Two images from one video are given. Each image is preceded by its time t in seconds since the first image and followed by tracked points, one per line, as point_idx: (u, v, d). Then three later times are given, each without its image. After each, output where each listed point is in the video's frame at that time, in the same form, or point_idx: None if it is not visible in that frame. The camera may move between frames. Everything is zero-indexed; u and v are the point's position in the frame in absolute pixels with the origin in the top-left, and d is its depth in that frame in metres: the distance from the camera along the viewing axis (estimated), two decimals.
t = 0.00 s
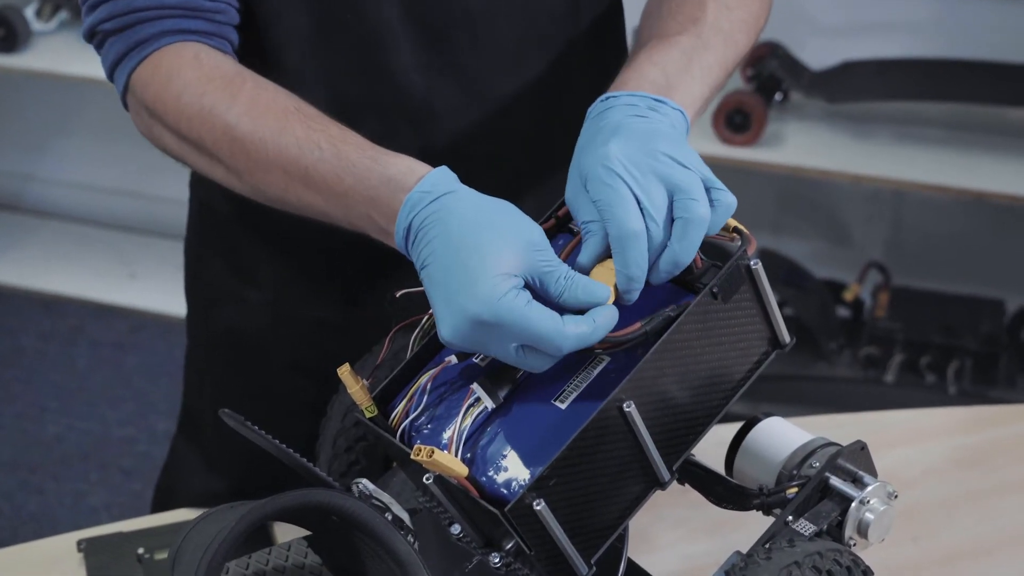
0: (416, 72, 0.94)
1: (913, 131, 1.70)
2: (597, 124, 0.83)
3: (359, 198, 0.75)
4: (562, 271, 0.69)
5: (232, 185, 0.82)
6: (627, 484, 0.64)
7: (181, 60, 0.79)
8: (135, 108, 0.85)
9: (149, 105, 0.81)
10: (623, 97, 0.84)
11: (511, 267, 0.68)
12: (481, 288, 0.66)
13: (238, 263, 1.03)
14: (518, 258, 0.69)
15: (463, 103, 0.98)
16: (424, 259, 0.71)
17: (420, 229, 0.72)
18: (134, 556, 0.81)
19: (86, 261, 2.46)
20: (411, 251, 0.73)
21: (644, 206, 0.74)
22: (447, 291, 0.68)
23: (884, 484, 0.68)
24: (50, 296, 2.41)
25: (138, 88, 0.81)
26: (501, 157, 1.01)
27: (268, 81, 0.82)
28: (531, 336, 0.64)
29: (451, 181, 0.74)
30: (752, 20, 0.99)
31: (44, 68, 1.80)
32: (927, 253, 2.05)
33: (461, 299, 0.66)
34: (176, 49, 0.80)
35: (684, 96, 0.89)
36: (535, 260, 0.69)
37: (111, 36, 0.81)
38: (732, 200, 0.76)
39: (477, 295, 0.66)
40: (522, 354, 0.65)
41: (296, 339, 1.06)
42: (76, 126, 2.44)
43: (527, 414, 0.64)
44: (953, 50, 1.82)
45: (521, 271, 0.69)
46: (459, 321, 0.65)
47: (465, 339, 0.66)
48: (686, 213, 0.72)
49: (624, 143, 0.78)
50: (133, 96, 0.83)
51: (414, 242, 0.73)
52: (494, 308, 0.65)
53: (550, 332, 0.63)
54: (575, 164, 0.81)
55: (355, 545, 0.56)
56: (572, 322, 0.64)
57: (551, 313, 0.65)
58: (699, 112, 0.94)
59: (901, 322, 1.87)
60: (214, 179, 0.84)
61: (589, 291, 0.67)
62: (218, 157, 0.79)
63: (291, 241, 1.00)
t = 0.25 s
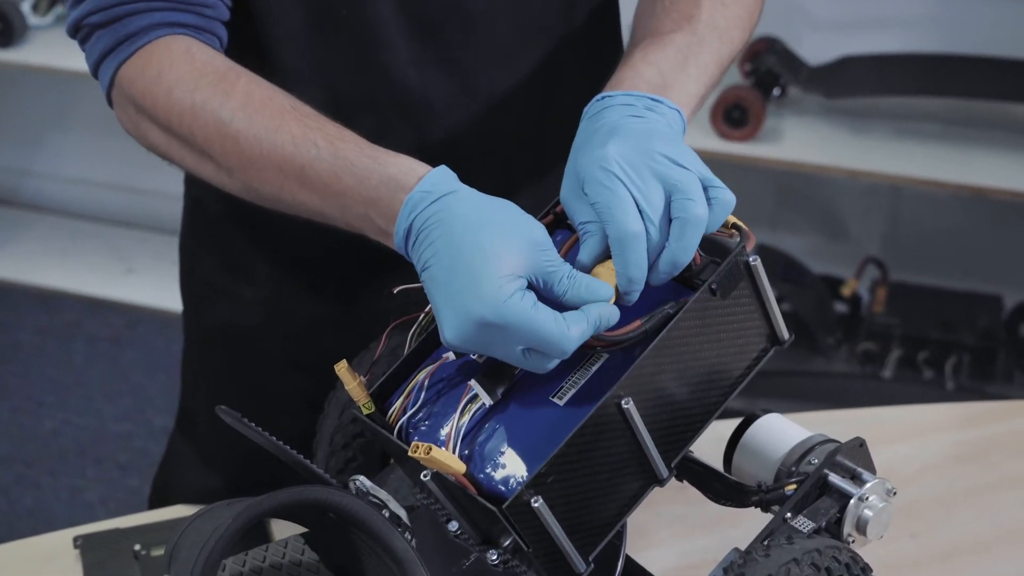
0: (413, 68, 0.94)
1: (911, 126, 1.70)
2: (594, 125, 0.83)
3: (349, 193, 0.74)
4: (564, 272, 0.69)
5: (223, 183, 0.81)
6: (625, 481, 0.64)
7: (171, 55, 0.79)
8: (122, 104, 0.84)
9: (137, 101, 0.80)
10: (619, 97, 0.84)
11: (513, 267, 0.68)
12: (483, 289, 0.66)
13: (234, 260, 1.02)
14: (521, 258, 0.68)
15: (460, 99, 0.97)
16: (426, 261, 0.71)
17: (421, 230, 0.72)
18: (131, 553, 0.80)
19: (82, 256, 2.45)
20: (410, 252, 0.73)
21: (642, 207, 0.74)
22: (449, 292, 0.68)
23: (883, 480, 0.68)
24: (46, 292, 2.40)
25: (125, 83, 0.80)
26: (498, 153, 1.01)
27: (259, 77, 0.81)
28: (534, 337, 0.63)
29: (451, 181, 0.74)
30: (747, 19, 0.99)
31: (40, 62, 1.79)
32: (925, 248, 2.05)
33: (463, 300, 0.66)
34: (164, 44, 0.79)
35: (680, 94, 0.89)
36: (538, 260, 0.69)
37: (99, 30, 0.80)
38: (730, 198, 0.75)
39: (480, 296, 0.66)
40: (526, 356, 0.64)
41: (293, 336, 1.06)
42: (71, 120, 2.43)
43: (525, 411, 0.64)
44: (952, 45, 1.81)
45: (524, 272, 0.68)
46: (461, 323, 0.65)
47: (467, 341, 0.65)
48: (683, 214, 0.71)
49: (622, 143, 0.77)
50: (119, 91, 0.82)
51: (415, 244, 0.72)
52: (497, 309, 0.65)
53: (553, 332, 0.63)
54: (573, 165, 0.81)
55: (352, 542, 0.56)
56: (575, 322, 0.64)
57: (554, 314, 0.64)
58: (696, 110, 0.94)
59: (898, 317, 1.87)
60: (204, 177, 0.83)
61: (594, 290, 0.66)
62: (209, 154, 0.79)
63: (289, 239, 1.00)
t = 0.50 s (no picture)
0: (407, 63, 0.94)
1: (909, 122, 1.70)
2: (598, 94, 0.83)
3: (336, 193, 0.74)
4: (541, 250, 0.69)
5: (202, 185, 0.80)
6: (623, 478, 0.64)
7: (147, 56, 0.77)
8: (101, 108, 0.82)
9: (113, 102, 0.79)
10: (624, 66, 0.84)
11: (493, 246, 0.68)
12: (466, 267, 0.66)
13: (224, 258, 1.02)
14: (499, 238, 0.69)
15: (455, 94, 0.97)
16: (402, 246, 0.71)
17: (395, 216, 0.71)
18: (127, 549, 0.81)
19: (78, 252, 2.44)
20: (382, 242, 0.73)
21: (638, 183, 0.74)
22: (430, 275, 0.68)
23: (881, 477, 0.68)
24: (42, 288, 2.40)
25: (101, 85, 0.79)
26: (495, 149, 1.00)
27: (236, 77, 0.80)
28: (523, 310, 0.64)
29: (420, 170, 0.74)
30: None
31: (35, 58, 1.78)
32: (923, 243, 2.05)
33: (447, 281, 0.66)
34: (139, 45, 0.78)
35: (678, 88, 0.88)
36: (514, 240, 0.69)
37: (76, 32, 0.79)
38: (734, 172, 0.76)
39: (463, 275, 0.66)
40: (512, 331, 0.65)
41: (287, 334, 1.05)
42: (67, 116, 2.42)
43: (523, 408, 0.64)
44: (951, 40, 1.81)
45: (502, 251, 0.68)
46: (448, 301, 0.65)
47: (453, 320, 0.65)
48: (680, 191, 0.71)
49: (624, 117, 0.77)
50: (97, 93, 0.80)
51: (388, 230, 0.72)
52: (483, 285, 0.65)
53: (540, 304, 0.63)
54: (576, 134, 0.81)
55: (349, 540, 0.56)
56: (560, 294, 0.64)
57: (538, 287, 0.65)
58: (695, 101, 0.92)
59: (896, 313, 1.87)
60: (183, 178, 0.82)
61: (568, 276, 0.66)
62: (184, 156, 0.77)
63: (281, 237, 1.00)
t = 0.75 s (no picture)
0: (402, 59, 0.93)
1: (904, 117, 1.70)
2: (607, 85, 0.83)
3: (323, 190, 0.73)
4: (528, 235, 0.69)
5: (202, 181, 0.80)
6: (618, 475, 0.64)
7: (150, 54, 0.79)
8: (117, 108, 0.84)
9: (121, 101, 0.80)
10: (635, 59, 0.83)
11: (481, 237, 0.67)
12: (459, 260, 0.66)
13: (215, 254, 1.02)
14: (485, 227, 0.68)
15: (449, 90, 0.97)
16: (390, 244, 0.70)
17: (379, 214, 0.70)
18: (122, 548, 0.80)
19: (74, 249, 2.44)
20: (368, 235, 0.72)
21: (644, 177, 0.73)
22: (423, 271, 0.67)
23: (876, 474, 0.68)
24: (37, 285, 2.39)
25: (113, 84, 0.81)
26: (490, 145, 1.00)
27: (236, 73, 0.80)
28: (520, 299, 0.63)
29: (395, 163, 0.73)
30: None
31: (28, 53, 1.77)
32: (919, 239, 2.05)
33: (440, 277, 0.66)
34: (147, 43, 0.79)
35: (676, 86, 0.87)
36: (500, 226, 0.69)
37: (89, 33, 0.81)
38: (741, 176, 0.76)
39: (456, 269, 0.65)
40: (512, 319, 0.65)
41: (282, 330, 1.05)
42: (62, 112, 2.42)
43: (517, 405, 0.64)
44: (947, 35, 1.81)
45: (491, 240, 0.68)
46: (445, 297, 0.65)
47: (453, 315, 0.65)
48: (686, 190, 0.71)
49: (633, 110, 0.77)
50: (111, 93, 0.82)
51: (372, 227, 0.71)
52: (478, 278, 0.64)
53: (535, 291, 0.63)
54: (583, 125, 0.80)
55: (343, 538, 0.56)
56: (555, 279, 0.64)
57: (531, 273, 0.65)
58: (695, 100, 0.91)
59: (892, 308, 1.87)
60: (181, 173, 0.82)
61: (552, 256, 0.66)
62: (182, 152, 0.78)
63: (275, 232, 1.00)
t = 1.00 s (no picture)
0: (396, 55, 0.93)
1: (899, 114, 1.70)
2: (614, 92, 0.83)
3: (318, 186, 0.73)
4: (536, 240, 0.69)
5: (201, 172, 0.80)
6: (612, 472, 0.64)
7: (149, 44, 0.78)
8: (103, 99, 0.83)
9: (115, 91, 0.80)
10: (644, 66, 0.83)
11: (492, 226, 0.67)
12: (466, 245, 0.65)
13: (212, 248, 1.01)
14: (497, 218, 0.68)
15: (444, 86, 0.96)
16: (396, 229, 0.70)
17: (390, 197, 0.70)
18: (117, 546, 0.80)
19: (68, 246, 2.43)
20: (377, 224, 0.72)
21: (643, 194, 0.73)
22: (428, 255, 0.67)
23: (871, 471, 0.68)
24: (32, 283, 2.38)
25: (103, 75, 0.80)
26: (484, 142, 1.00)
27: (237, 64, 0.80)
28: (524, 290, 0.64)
29: (416, 155, 0.73)
30: None
31: (21, 50, 1.76)
32: (914, 236, 2.06)
33: (446, 261, 0.65)
34: (141, 34, 0.79)
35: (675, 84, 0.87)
36: (514, 222, 0.69)
37: (77, 22, 0.80)
38: (739, 200, 0.75)
39: (462, 254, 0.65)
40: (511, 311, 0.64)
41: (275, 327, 1.05)
42: (55, 109, 2.40)
43: (512, 402, 0.64)
44: (942, 32, 1.81)
45: (501, 232, 0.68)
46: (447, 281, 0.65)
47: (451, 300, 0.64)
48: (682, 213, 0.71)
49: (638, 125, 0.76)
50: (100, 84, 0.81)
51: (382, 214, 0.71)
52: (483, 265, 0.64)
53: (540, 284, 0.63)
54: (589, 133, 0.81)
55: (337, 535, 0.56)
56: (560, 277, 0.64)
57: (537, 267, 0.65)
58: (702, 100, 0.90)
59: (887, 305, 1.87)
60: (179, 164, 0.82)
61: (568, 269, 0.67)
62: (183, 142, 0.77)
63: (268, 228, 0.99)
